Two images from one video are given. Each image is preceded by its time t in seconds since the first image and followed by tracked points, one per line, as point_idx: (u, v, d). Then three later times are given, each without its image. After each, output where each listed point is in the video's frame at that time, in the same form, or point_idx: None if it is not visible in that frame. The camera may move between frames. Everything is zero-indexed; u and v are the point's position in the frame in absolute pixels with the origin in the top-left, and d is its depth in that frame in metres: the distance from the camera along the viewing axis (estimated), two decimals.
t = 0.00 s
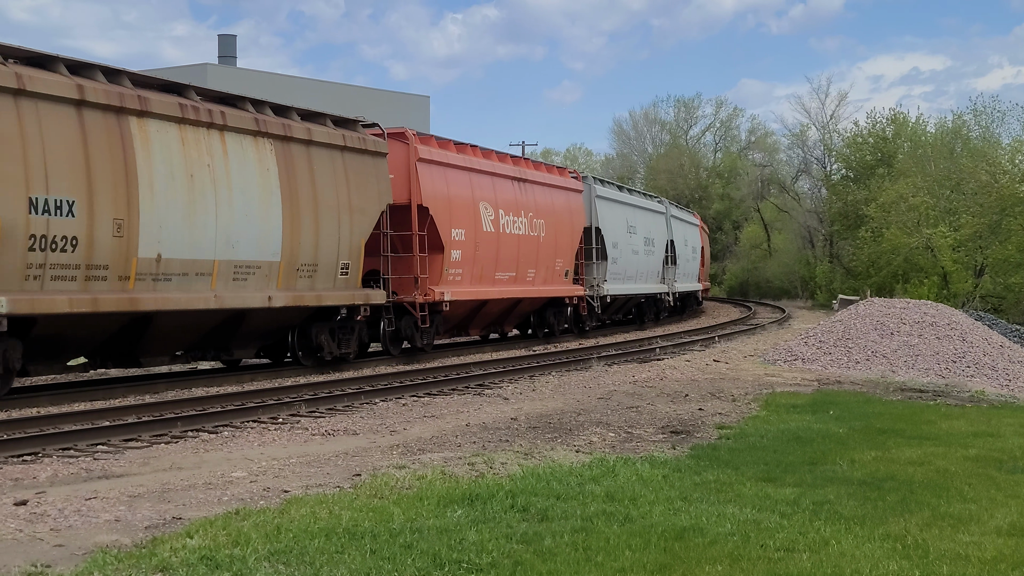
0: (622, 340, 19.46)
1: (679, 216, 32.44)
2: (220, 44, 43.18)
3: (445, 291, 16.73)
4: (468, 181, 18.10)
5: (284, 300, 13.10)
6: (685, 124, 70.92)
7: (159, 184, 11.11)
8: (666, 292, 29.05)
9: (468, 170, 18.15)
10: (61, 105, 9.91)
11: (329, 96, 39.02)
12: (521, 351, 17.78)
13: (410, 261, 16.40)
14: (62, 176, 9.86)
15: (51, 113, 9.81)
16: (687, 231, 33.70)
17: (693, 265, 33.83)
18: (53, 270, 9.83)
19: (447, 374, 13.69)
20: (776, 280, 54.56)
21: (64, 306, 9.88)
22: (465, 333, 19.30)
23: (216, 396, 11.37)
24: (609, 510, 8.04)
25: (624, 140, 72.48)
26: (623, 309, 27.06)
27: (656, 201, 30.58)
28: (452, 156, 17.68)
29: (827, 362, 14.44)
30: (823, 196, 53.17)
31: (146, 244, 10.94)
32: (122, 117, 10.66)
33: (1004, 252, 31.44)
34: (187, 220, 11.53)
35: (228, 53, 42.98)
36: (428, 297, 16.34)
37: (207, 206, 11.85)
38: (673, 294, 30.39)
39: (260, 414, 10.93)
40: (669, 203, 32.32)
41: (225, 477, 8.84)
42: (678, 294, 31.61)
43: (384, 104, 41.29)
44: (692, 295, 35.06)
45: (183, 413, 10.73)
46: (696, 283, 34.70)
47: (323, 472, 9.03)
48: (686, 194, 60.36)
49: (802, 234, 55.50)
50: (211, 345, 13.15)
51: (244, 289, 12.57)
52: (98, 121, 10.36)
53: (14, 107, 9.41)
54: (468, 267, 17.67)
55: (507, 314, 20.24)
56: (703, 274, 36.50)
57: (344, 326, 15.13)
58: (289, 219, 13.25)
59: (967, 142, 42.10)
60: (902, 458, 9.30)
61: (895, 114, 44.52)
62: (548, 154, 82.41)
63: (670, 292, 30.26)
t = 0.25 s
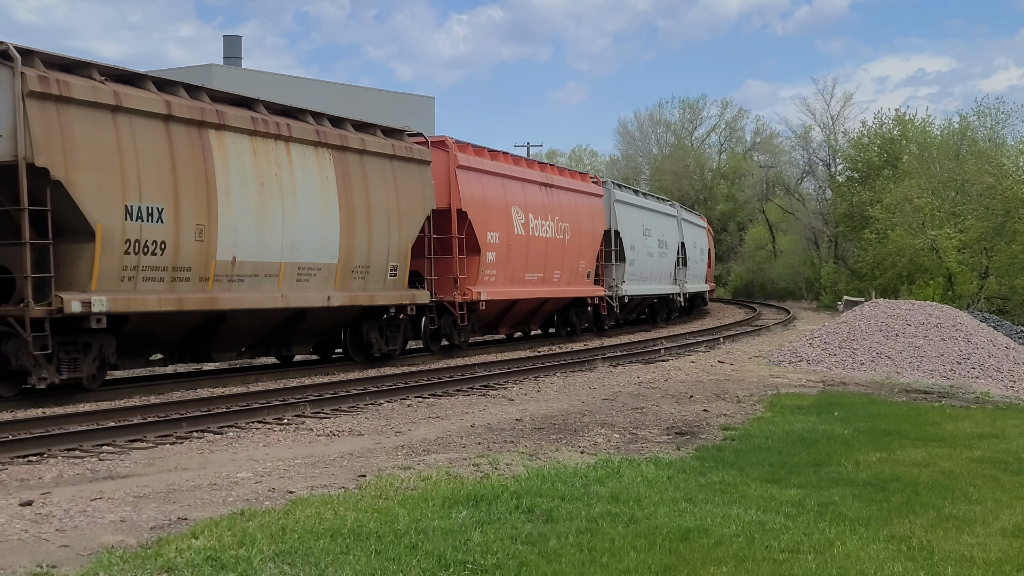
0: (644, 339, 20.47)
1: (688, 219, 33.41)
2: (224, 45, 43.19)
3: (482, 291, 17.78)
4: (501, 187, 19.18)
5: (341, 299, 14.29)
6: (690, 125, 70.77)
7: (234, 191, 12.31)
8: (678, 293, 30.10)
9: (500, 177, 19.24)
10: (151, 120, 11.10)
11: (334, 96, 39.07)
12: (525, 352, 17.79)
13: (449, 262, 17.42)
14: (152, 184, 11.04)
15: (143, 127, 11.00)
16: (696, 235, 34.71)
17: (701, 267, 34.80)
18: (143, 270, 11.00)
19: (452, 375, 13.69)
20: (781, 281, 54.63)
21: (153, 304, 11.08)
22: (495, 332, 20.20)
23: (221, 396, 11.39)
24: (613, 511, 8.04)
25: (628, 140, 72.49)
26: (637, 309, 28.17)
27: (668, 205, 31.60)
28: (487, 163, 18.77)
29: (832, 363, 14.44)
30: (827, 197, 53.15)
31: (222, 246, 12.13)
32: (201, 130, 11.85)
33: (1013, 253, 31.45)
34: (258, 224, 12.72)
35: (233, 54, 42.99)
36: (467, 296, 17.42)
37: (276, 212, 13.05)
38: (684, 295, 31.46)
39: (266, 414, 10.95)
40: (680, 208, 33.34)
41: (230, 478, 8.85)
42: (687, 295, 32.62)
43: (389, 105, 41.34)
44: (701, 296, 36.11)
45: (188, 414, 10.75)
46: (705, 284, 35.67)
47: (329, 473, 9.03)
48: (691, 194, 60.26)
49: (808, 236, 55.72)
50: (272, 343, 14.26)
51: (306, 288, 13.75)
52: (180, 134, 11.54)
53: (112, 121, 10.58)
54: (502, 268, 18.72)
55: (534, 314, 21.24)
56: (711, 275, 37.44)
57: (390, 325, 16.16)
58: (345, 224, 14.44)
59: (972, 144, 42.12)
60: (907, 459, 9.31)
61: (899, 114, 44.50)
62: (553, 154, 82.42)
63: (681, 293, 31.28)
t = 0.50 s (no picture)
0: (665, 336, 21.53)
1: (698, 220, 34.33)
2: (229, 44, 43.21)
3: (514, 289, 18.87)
4: (531, 190, 20.31)
5: (391, 297, 15.43)
6: (694, 124, 70.59)
7: (299, 196, 13.57)
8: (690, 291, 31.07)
9: (530, 181, 20.35)
10: (227, 131, 12.40)
11: (338, 96, 39.11)
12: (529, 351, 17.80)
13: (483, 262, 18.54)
14: (230, 191, 12.32)
15: (221, 137, 12.30)
16: (705, 235, 35.59)
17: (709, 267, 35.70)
18: (221, 270, 12.24)
19: (456, 374, 13.70)
20: (785, 280, 54.75)
21: (230, 300, 12.29)
22: (522, 328, 21.19)
23: (226, 395, 11.41)
24: (618, 510, 8.03)
25: (633, 139, 72.50)
26: (651, 307, 29.15)
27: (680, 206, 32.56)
28: (519, 168, 19.89)
29: (837, 362, 14.44)
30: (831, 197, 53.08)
31: (288, 247, 13.37)
32: (269, 140, 13.13)
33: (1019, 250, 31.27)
34: (318, 226, 13.96)
35: (237, 53, 43.00)
36: (501, 295, 18.55)
37: (334, 217, 14.30)
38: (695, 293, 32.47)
39: (270, 413, 10.96)
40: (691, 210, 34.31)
41: (234, 476, 8.85)
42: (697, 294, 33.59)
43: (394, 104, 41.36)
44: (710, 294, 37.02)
45: (192, 413, 10.76)
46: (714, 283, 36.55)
47: (333, 472, 9.03)
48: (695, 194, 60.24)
49: (813, 235, 55.77)
50: (328, 338, 15.44)
51: (361, 287, 14.99)
52: (251, 143, 12.82)
53: (193, 131, 11.87)
54: (531, 267, 19.84)
55: (560, 312, 22.32)
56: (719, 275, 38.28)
57: (432, 321, 17.24)
58: (395, 226, 15.66)
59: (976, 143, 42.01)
60: (912, 458, 9.30)
61: (903, 113, 44.43)
62: (558, 153, 82.43)
63: (692, 292, 32.25)
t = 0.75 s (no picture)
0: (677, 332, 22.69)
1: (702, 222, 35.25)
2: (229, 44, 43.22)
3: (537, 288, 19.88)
4: (553, 195, 21.45)
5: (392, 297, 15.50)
6: (694, 124, 70.38)
7: (350, 201, 14.67)
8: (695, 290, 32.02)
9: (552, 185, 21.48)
10: (288, 140, 13.52)
11: (339, 95, 39.14)
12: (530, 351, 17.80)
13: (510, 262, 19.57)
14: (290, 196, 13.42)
15: (282, 146, 13.38)
16: (709, 237, 36.43)
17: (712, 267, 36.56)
18: (283, 269, 13.34)
19: (456, 373, 13.70)
20: (786, 279, 54.72)
21: (291, 298, 13.40)
22: (543, 326, 22.15)
23: (225, 395, 11.41)
24: (617, 509, 8.03)
25: (633, 139, 72.47)
26: (658, 306, 30.05)
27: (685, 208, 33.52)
28: (542, 174, 21.04)
29: (836, 361, 14.43)
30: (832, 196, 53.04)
31: (340, 248, 14.46)
32: (324, 148, 14.25)
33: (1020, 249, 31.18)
34: (365, 229, 15.02)
35: (237, 52, 42.98)
36: (526, 293, 19.55)
37: (379, 220, 15.42)
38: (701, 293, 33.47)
39: (270, 413, 10.96)
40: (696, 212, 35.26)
41: (234, 476, 8.85)
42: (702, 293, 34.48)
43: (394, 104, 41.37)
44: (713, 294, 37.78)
45: (192, 412, 10.77)
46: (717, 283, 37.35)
47: (332, 471, 9.03)
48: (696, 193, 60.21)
49: (813, 234, 54.51)
50: (371, 334, 16.51)
51: (403, 285, 16.06)
52: (308, 151, 13.93)
53: (259, 141, 12.96)
54: (554, 268, 20.93)
55: (578, 310, 23.39)
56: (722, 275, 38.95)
57: (463, 317, 18.31)
58: (432, 229, 16.75)
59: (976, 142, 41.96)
60: (911, 457, 9.29)
61: (903, 112, 44.39)
62: (558, 152, 82.43)
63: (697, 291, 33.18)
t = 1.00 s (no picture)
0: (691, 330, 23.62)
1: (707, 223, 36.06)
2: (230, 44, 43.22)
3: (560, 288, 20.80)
4: (575, 197, 22.43)
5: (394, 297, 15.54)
6: (695, 124, 70.38)
7: (394, 206, 15.73)
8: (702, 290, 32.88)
9: (574, 189, 22.47)
10: (341, 150, 14.57)
11: (340, 96, 39.13)
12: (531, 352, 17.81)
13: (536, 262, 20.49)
14: (344, 201, 14.48)
15: (336, 156, 14.44)
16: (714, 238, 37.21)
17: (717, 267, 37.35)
18: (338, 270, 14.39)
19: (457, 373, 13.71)
20: (786, 279, 54.69)
21: (344, 297, 14.46)
22: (562, 324, 23.05)
23: (227, 395, 11.41)
24: (619, 509, 8.03)
25: (634, 139, 72.45)
26: (665, 306, 30.90)
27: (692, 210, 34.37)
28: (565, 178, 22.05)
29: (838, 361, 14.44)
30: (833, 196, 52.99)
31: (386, 251, 15.51)
32: (373, 157, 15.32)
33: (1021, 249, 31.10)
34: (407, 233, 16.07)
35: (238, 53, 42.97)
36: (549, 293, 20.49)
37: (420, 223, 16.45)
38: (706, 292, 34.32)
39: (271, 413, 10.97)
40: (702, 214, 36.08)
41: (235, 476, 8.86)
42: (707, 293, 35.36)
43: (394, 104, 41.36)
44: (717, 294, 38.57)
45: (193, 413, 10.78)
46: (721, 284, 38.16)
47: (334, 472, 9.03)
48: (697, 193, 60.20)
49: (813, 233, 54.54)
50: (411, 332, 17.51)
51: (440, 285, 17.14)
52: (358, 160, 14.99)
53: (317, 151, 14.02)
54: (576, 267, 21.87)
55: (597, 309, 24.32)
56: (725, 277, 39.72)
57: (493, 316, 19.36)
58: (467, 232, 17.80)
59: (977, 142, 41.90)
60: (912, 457, 9.29)
61: (904, 112, 44.35)
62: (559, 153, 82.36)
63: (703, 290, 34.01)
